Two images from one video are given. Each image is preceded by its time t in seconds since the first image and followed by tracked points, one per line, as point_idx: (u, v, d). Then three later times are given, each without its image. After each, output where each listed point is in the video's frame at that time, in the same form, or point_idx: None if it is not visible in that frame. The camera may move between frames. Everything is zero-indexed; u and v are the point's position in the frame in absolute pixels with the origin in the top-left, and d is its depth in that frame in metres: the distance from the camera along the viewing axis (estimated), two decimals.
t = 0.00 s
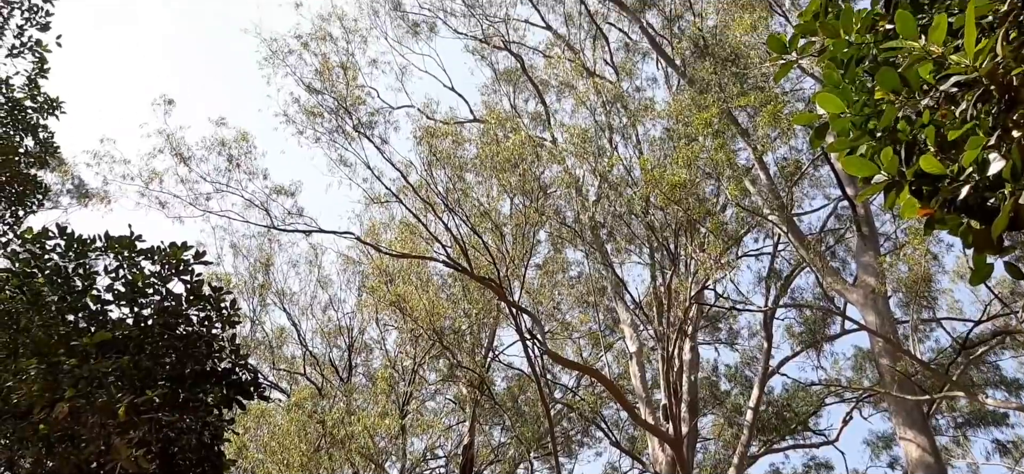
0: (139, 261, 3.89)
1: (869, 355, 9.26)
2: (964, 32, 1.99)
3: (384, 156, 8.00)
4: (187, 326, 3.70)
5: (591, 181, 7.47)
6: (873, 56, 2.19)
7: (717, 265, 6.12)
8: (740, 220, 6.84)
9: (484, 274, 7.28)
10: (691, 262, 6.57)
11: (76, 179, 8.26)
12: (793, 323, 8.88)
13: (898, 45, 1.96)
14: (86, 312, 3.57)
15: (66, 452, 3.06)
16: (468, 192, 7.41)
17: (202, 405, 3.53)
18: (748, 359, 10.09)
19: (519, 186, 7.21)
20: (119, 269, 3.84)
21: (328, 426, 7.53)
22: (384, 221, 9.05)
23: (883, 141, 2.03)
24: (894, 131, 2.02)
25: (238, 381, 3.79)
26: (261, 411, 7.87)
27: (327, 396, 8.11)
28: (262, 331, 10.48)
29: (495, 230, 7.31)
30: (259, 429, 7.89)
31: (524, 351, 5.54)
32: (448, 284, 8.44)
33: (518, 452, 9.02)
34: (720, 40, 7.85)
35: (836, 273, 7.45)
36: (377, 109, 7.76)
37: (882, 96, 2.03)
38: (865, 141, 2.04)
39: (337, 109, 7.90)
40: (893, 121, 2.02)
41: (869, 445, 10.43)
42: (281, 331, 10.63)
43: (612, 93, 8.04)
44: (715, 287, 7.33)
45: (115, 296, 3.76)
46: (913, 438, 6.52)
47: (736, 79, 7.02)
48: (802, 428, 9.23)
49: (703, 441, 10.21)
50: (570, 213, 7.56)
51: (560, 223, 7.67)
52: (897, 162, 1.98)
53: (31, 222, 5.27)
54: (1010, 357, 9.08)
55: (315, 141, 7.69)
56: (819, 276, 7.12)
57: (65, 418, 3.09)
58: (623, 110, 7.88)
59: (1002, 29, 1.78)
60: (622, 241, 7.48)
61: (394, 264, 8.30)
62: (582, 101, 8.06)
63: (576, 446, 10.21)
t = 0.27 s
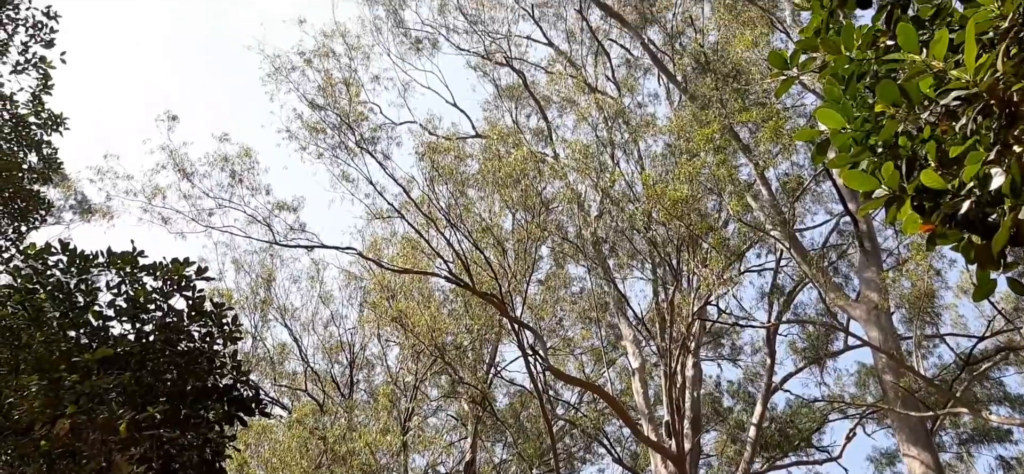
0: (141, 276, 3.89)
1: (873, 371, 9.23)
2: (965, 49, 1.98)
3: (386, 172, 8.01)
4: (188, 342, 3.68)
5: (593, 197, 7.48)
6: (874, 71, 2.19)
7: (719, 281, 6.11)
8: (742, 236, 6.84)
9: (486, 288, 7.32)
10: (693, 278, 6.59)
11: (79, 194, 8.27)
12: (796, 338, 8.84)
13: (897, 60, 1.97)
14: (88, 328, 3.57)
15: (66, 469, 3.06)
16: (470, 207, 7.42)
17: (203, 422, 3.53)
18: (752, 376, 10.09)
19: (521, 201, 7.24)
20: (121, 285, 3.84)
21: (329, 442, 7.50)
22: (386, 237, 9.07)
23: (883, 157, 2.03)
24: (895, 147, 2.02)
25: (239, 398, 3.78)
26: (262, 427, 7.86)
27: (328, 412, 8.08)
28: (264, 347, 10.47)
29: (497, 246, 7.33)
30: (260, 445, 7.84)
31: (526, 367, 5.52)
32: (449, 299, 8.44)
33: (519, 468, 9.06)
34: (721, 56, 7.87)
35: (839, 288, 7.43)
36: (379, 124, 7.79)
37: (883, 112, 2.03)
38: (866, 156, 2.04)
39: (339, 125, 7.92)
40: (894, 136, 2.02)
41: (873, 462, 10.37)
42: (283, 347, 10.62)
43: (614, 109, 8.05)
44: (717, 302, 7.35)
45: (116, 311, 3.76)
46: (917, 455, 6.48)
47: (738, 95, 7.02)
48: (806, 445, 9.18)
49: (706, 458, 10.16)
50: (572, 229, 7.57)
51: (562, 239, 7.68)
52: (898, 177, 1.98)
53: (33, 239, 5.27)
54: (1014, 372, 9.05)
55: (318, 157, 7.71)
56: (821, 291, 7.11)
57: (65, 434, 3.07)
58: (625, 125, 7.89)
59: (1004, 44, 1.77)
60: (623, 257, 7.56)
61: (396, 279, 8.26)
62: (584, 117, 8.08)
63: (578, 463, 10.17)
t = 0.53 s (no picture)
0: (143, 286, 3.89)
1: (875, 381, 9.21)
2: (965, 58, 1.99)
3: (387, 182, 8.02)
4: (190, 352, 3.66)
5: (594, 206, 7.49)
6: (874, 81, 2.19)
7: (720, 290, 6.11)
8: (743, 246, 6.84)
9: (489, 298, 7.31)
10: (694, 288, 6.60)
11: (80, 204, 8.28)
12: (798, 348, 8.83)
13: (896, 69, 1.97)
14: (90, 338, 3.57)
15: None
16: (471, 216, 7.43)
17: (204, 432, 3.56)
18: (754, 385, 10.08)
19: (522, 211, 7.25)
20: (123, 295, 3.84)
21: (330, 453, 7.48)
22: (387, 246, 9.09)
23: (884, 168, 2.04)
24: (896, 157, 2.02)
25: (241, 408, 3.78)
26: (263, 438, 7.72)
27: (329, 422, 8.06)
28: (265, 357, 10.46)
29: (499, 256, 7.35)
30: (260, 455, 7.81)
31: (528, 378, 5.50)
32: (450, 309, 8.42)
33: None
34: (722, 66, 7.89)
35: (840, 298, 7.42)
36: (381, 134, 7.80)
37: (883, 121, 2.03)
38: (867, 167, 2.05)
39: (341, 135, 7.93)
40: (894, 146, 2.02)
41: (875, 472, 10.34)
42: (284, 357, 10.61)
43: (615, 119, 8.06)
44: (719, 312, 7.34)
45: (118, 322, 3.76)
46: (919, 465, 6.46)
47: (739, 105, 7.02)
48: (808, 455, 9.16)
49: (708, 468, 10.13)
50: (573, 239, 7.60)
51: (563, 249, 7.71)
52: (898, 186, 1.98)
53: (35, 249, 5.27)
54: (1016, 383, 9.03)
55: (319, 167, 7.72)
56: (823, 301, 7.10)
57: (66, 445, 3.06)
58: (626, 135, 7.88)
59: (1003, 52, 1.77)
60: (625, 266, 7.47)
61: (397, 289, 8.28)
62: (586, 128, 8.09)
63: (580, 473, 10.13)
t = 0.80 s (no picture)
0: (145, 294, 3.89)
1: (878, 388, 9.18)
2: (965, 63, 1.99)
3: (389, 189, 8.02)
4: (191, 359, 3.65)
5: (595, 213, 7.50)
6: (875, 87, 2.19)
7: (722, 297, 6.10)
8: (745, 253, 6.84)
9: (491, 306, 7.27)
10: (696, 295, 6.60)
11: (82, 210, 8.29)
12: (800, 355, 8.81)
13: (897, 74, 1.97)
14: (91, 345, 3.56)
15: None
16: (473, 223, 7.43)
17: (205, 439, 3.54)
18: (755, 392, 10.06)
19: (524, 217, 7.27)
20: (124, 302, 3.84)
21: (332, 460, 7.47)
22: (389, 253, 9.09)
23: (885, 174, 2.04)
24: (897, 163, 2.03)
25: (242, 415, 3.78)
26: (264, 445, 7.58)
27: (330, 429, 8.05)
28: (267, 364, 10.45)
29: (500, 263, 7.35)
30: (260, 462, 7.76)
31: (529, 385, 5.49)
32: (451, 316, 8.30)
33: None
34: (723, 73, 7.91)
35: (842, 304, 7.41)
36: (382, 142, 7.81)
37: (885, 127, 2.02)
38: (869, 173, 2.04)
39: (343, 142, 7.94)
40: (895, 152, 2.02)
41: None
42: (285, 364, 10.61)
43: (617, 125, 8.06)
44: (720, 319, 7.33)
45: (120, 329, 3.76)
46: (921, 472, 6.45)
47: (740, 112, 7.02)
48: (811, 463, 9.13)
49: None
50: (575, 246, 7.63)
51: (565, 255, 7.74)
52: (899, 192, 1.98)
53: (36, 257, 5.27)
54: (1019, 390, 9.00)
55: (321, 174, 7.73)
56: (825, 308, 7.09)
57: (67, 452, 3.05)
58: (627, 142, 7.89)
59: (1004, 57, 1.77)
60: (627, 273, 7.46)
61: (399, 296, 8.17)
62: (587, 134, 8.09)
63: None
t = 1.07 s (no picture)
0: (145, 292, 3.89)
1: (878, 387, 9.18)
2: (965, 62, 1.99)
3: (389, 187, 8.01)
4: (191, 358, 3.65)
5: (596, 212, 7.50)
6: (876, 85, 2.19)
7: (722, 296, 6.10)
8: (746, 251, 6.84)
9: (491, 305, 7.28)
10: (696, 294, 6.61)
11: (83, 209, 8.30)
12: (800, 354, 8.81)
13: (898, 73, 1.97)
14: (91, 344, 3.55)
15: None
16: (473, 222, 7.43)
17: (206, 437, 3.54)
18: (756, 391, 10.06)
19: (524, 216, 7.27)
20: (125, 301, 3.83)
21: (332, 458, 7.47)
22: (390, 252, 9.08)
23: (886, 171, 2.04)
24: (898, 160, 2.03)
25: (243, 413, 3.77)
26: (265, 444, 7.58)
27: (331, 427, 8.05)
28: (267, 363, 10.46)
29: (500, 262, 7.36)
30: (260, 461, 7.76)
31: (529, 384, 5.49)
32: (452, 315, 8.28)
33: None
34: (724, 72, 7.90)
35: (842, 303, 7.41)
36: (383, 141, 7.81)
37: (885, 125, 2.02)
38: (869, 170, 2.04)
39: (343, 141, 7.94)
40: (896, 150, 2.03)
41: None
42: (286, 362, 10.61)
43: (617, 123, 8.05)
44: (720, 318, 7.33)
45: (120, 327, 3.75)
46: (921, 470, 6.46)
47: (740, 111, 7.02)
48: (811, 462, 9.13)
49: None
50: (576, 245, 7.63)
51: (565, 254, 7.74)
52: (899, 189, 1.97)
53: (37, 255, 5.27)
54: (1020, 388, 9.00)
55: (321, 173, 7.72)
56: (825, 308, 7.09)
57: (67, 450, 3.06)
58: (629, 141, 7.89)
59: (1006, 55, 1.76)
60: (627, 272, 7.48)
61: (400, 295, 8.09)
62: (588, 133, 8.09)
63: None
